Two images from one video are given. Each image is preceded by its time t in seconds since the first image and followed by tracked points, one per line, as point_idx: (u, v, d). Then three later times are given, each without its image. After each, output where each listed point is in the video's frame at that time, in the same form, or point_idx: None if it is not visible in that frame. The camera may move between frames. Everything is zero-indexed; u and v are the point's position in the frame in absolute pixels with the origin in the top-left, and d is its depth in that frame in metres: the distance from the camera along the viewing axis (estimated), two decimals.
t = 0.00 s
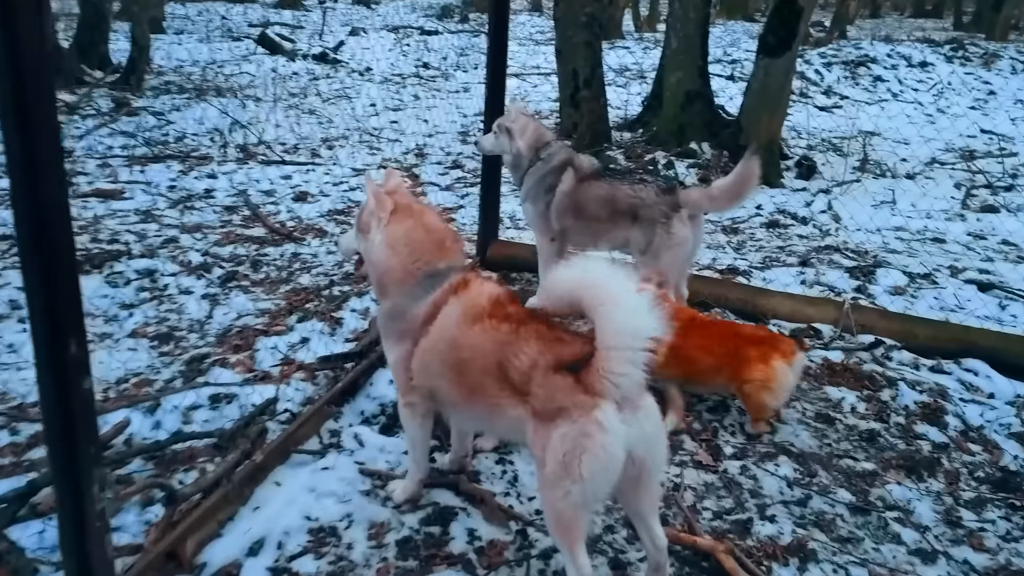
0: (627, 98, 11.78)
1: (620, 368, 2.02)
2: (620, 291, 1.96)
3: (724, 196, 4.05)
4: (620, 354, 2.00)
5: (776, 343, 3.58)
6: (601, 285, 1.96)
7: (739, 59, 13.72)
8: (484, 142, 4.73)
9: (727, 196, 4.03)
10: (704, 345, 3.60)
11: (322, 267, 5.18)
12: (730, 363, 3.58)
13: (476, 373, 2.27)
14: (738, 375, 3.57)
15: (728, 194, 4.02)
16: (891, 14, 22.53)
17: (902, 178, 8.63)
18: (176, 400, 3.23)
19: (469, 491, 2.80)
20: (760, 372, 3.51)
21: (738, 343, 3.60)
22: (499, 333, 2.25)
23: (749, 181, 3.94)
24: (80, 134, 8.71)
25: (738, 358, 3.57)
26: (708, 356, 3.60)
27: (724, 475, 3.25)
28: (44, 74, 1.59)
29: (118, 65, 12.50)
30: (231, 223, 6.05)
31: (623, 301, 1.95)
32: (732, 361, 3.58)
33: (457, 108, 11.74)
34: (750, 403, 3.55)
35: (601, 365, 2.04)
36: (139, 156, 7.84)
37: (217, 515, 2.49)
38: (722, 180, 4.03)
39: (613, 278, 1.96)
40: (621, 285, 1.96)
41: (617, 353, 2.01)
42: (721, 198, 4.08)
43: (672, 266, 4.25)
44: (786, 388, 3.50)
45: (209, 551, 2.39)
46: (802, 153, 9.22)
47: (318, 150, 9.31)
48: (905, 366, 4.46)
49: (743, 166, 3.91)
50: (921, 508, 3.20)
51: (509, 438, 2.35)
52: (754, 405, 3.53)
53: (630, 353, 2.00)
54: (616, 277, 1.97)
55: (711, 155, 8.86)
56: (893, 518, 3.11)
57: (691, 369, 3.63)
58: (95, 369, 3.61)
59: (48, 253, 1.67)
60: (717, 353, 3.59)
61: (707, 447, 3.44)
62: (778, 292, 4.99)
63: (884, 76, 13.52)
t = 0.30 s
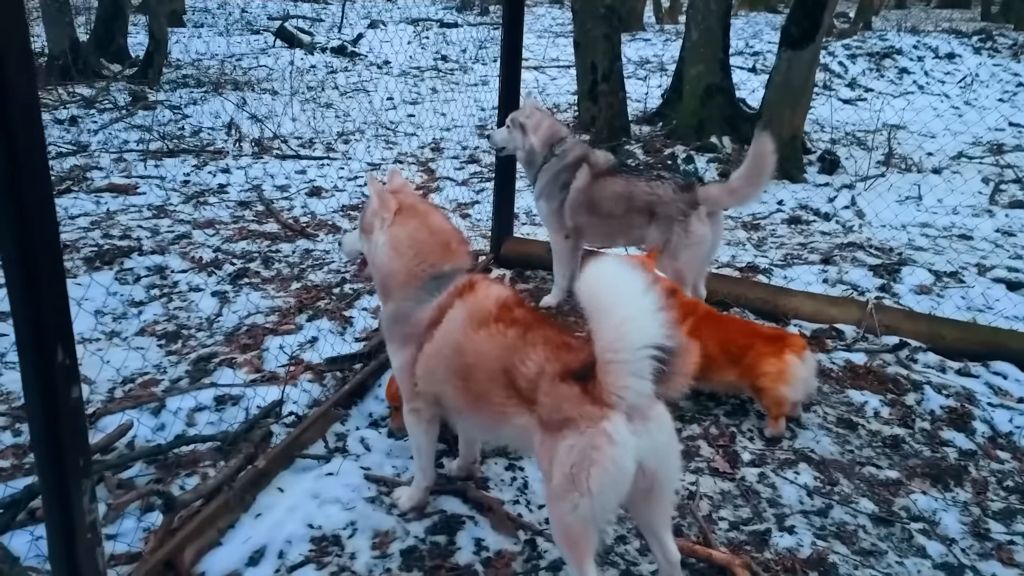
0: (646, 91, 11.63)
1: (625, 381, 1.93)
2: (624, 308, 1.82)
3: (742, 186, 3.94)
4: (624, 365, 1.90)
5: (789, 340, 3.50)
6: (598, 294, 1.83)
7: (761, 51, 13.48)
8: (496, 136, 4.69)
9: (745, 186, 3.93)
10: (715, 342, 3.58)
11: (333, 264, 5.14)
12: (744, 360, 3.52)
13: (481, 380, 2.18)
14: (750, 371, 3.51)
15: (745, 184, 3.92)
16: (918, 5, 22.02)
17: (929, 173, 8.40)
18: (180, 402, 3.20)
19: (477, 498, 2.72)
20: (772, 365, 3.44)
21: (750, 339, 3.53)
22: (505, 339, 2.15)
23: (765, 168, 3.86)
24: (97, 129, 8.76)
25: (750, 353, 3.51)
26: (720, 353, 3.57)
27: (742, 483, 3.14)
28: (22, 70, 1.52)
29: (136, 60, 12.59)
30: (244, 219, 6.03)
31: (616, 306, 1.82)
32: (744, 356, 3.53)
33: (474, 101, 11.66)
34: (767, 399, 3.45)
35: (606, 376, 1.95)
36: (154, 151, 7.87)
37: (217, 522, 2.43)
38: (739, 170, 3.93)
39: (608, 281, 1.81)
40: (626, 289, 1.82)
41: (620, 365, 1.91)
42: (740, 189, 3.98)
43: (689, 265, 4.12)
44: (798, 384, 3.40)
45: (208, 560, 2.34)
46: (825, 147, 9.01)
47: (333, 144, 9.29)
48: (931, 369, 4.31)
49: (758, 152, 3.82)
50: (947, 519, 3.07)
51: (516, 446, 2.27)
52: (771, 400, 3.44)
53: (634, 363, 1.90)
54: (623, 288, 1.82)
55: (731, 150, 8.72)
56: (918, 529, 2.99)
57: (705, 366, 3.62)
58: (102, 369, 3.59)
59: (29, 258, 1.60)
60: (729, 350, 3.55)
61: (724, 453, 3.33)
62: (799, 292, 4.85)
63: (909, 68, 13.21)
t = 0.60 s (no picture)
0: (667, 84, 11.45)
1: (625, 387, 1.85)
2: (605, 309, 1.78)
3: (752, 184, 3.78)
4: (626, 366, 1.83)
5: (798, 340, 3.38)
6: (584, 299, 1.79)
7: (787, 43, 13.20)
8: (504, 132, 4.61)
9: (755, 183, 3.77)
10: (722, 342, 3.49)
11: (341, 260, 5.09)
12: (751, 362, 3.42)
13: (471, 385, 2.09)
14: (758, 372, 3.39)
15: (754, 181, 3.76)
16: None
17: (957, 167, 8.14)
18: (177, 402, 3.16)
19: (472, 506, 2.64)
20: (780, 367, 3.32)
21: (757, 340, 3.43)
22: (496, 343, 2.05)
23: (770, 167, 3.68)
24: (116, 124, 8.82)
25: (757, 355, 3.40)
26: (727, 355, 3.48)
27: (750, 492, 3.03)
28: None
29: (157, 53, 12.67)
30: (255, 214, 6.01)
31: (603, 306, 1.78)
32: (751, 357, 3.42)
33: (492, 94, 11.55)
34: (776, 401, 3.35)
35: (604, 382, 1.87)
36: (169, 146, 7.89)
37: (204, 528, 2.38)
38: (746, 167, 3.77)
39: (582, 285, 1.78)
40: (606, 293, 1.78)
41: (622, 371, 1.84)
42: (750, 186, 3.83)
43: (701, 263, 4.00)
44: (808, 386, 3.28)
45: (194, 567, 2.29)
46: (849, 141, 8.78)
47: (349, 138, 9.26)
48: (954, 373, 4.14)
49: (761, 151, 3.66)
50: (966, 533, 2.93)
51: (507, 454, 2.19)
52: (781, 402, 3.33)
53: (636, 370, 1.83)
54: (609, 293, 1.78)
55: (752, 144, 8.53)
56: (934, 543, 2.86)
57: (713, 368, 3.53)
58: (103, 366, 3.57)
59: None
60: (736, 351, 3.45)
61: (732, 461, 3.21)
62: (817, 291, 4.69)
63: (940, 59, 12.83)
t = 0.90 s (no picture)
0: (684, 79, 11.26)
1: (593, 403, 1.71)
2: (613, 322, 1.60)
3: (760, 186, 3.70)
4: (595, 382, 1.68)
5: (797, 347, 3.26)
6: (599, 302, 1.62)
7: (809, 36, 12.91)
8: (505, 128, 4.63)
9: (763, 185, 3.69)
10: (719, 347, 3.39)
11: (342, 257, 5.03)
12: (749, 369, 3.31)
13: (441, 394, 2.03)
14: (756, 379, 3.28)
15: (762, 183, 3.68)
16: None
17: (981, 165, 7.89)
18: (162, 402, 3.11)
19: (452, 515, 2.57)
20: (778, 374, 3.20)
21: (755, 346, 3.32)
22: (468, 350, 1.99)
23: (784, 170, 3.62)
24: (129, 117, 8.83)
25: (755, 362, 3.29)
26: (724, 361, 3.38)
27: (744, 505, 2.93)
28: None
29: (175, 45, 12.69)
30: (259, 209, 5.98)
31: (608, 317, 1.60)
32: (749, 364, 3.31)
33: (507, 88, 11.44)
34: (773, 410, 3.23)
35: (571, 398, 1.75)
36: (180, 139, 7.88)
37: (176, 534, 2.33)
38: (756, 169, 3.70)
39: (611, 291, 1.61)
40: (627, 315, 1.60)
41: (588, 392, 1.70)
42: (756, 187, 3.73)
43: (702, 264, 3.89)
44: (807, 394, 3.17)
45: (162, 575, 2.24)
46: (869, 138, 8.55)
47: (360, 133, 9.22)
48: (965, 381, 3.99)
49: (776, 154, 3.60)
50: (969, 552, 2.81)
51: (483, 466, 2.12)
52: (778, 410, 3.22)
53: (601, 388, 1.68)
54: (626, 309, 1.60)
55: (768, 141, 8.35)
56: (935, 562, 2.74)
57: (709, 374, 3.44)
58: (94, 363, 3.52)
59: None
60: (734, 356, 3.35)
61: (727, 471, 3.11)
62: (824, 294, 4.54)
63: (968, 54, 12.48)
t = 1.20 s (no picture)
0: (696, 73, 11.10)
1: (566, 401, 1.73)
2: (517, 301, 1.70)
3: (755, 181, 3.62)
4: (557, 365, 1.70)
5: (794, 350, 3.15)
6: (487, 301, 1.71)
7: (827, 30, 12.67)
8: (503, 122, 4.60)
9: (758, 179, 3.61)
10: (710, 349, 3.32)
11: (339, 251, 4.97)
12: (740, 370, 3.24)
13: (413, 397, 1.97)
14: (750, 382, 3.20)
15: (757, 178, 3.60)
16: None
17: (998, 162, 7.68)
18: (147, 397, 3.06)
19: (432, 518, 2.52)
20: (772, 378, 3.11)
21: (750, 348, 3.23)
22: (439, 353, 1.90)
23: (776, 163, 3.54)
24: (136, 107, 8.80)
25: (748, 366, 3.21)
26: (716, 364, 3.31)
27: (734, 513, 2.85)
28: None
29: (185, 35, 12.66)
30: (260, 202, 5.93)
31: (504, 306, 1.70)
32: (741, 366, 3.24)
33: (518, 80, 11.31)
34: (767, 413, 3.15)
35: (546, 406, 1.73)
36: (185, 131, 7.84)
37: (148, 535, 2.29)
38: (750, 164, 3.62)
39: (469, 288, 1.72)
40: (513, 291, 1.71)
41: (557, 393, 1.72)
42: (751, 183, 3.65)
43: (696, 263, 3.82)
44: (802, 399, 3.07)
45: None
46: (883, 133, 8.37)
47: (366, 125, 9.15)
48: (971, 386, 3.87)
49: (768, 147, 3.52)
50: (967, 565, 2.71)
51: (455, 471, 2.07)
52: (773, 414, 3.13)
53: (570, 395, 1.72)
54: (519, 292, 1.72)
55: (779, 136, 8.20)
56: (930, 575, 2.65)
57: (702, 376, 3.37)
58: (82, 357, 3.48)
59: None
60: (728, 359, 3.27)
61: (718, 477, 3.04)
62: (827, 295, 4.44)
63: (990, 48, 12.19)
